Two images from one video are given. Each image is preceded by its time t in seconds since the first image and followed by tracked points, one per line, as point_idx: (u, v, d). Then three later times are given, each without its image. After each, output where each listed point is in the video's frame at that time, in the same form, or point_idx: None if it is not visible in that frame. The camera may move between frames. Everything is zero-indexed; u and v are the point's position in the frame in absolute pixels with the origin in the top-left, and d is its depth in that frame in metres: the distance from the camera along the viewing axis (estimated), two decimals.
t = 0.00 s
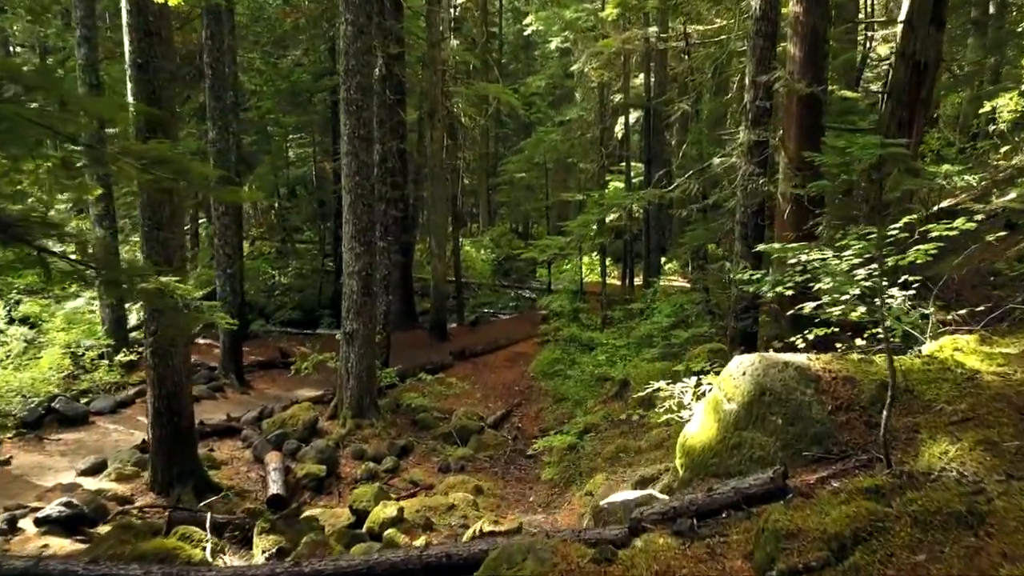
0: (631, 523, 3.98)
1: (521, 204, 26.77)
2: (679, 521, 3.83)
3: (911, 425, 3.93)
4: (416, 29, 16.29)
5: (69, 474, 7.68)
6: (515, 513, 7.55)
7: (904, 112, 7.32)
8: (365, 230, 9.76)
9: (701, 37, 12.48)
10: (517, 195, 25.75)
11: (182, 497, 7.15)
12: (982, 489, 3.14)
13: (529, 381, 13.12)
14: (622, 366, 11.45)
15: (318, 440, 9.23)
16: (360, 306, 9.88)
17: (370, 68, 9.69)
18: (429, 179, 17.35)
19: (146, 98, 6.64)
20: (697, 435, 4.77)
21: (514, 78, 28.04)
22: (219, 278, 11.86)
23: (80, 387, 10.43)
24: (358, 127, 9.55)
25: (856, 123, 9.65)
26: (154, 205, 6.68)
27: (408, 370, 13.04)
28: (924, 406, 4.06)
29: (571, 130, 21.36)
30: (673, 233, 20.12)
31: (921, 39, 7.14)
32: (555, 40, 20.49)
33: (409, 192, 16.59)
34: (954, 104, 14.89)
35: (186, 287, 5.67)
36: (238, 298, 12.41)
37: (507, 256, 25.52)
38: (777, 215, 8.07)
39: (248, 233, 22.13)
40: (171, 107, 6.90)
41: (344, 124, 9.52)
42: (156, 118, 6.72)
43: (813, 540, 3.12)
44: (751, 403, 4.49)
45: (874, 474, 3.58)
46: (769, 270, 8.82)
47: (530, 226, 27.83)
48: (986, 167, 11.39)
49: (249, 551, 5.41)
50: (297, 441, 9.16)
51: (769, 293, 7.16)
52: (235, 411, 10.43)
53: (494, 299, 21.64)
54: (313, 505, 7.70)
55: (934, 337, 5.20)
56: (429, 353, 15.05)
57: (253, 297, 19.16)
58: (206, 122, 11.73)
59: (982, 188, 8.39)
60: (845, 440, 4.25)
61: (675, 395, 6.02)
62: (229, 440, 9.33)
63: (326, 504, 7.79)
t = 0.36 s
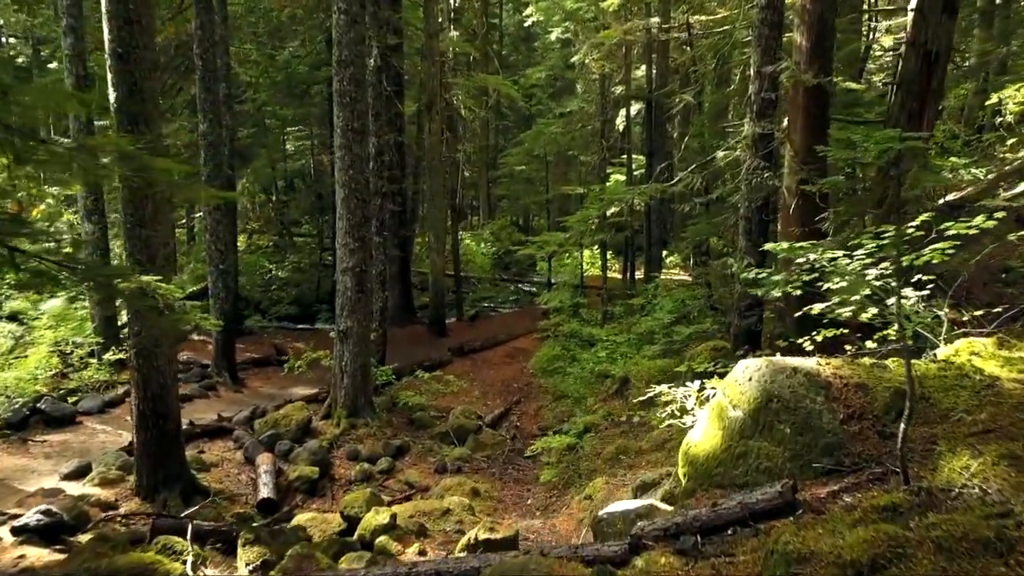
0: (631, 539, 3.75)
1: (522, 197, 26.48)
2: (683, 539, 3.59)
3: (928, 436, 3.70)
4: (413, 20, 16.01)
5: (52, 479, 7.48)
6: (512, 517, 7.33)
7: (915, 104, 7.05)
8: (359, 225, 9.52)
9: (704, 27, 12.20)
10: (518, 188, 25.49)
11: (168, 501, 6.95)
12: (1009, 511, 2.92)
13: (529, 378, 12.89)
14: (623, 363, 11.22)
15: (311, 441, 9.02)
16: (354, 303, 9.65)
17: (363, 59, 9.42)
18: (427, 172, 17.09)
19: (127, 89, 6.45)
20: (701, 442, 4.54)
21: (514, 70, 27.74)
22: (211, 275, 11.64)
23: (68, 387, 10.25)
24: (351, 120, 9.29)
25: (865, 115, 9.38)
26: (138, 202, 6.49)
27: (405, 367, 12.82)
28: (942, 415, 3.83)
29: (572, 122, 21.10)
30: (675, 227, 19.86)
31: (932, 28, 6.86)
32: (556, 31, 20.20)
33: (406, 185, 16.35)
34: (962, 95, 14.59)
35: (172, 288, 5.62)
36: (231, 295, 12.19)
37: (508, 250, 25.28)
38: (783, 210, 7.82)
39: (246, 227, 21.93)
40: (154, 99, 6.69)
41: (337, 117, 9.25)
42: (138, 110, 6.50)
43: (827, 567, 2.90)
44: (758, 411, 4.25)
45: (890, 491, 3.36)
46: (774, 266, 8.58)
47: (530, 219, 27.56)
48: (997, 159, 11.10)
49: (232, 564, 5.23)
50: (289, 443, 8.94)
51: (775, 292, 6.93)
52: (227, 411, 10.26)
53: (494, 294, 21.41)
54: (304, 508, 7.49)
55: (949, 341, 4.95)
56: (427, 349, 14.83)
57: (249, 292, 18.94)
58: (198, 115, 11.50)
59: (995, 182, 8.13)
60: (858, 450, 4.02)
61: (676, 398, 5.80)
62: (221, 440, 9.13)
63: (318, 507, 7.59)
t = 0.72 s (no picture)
0: (633, 561, 3.56)
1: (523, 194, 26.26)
2: (689, 562, 3.41)
3: (947, 452, 3.50)
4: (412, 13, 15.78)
5: (38, 485, 7.28)
6: (510, 524, 7.14)
7: (926, 100, 6.82)
8: (354, 224, 9.32)
9: (707, 22, 12.00)
10: (518, 185, 25.29)
11: (157, 509, 6.76)
12: None
13: (528, 378, 12.70)
14: (624, 363, 11.04)
15: (306, 444, 8.83)
16: (350, 303, 9.46)
17: (359, 54, 9.21)
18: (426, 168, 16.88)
19: (112, 84, 6.25)
20: (705, 455, 4.33)
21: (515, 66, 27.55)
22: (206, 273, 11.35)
23: (59, 388, 10.06)
24: (346, 115, 9.06)
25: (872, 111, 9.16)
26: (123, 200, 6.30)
27: (403, 367, 12.62)
28: (961, 429, 3.63)
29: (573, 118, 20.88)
30: (677, 224, 19.66)
31: (945, 21, 6.64)
32: (557, 26, 19.97)
33: (405, 182, 16.16)
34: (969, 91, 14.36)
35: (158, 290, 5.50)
36: (226, 294, 11.98)
37: (508, 247, 25.09)
38: (789, 209, 7.62)
39: (244, 224, 21.73)
40: (139, 94, 6.49)
41: (331, 112, 9.04)
42: (123, 105, 6.31)
43: None
44: (766, 423, 4.07)
45: (907, 515, 3.17)
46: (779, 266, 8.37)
47: (531, 216, 27.36)
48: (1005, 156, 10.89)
49: None
50: (283, 446, 8.75)
51: (781, 293, 6.73)
52: (221, 413, 10.06)
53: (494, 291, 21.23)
54: (297, 515, 7.30)
55: (966, 347, 4.74)
56: (426, 348, 14.64)
57: (247, 290, 18.77)
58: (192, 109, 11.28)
59: (1007, 180, 7.91)
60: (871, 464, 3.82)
61: (678, 405, 5.59)
62: (214, 443, 8.94)
63: (311, 513, 7.39)
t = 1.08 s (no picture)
0: None
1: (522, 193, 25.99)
2: None
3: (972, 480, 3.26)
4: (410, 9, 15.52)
5: (17, 497, 7.01)
6: (507, 539, 6.89)
7: (939, 98, 6.55)
8: (347, 226, 9.06)
9: (711, 18, 11.73)
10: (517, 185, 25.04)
11: (140, 524, 6.50)
12: None
13: (527, 383, 12.45)
14: (625, 368, 10.78)
15: (297, 453, 8.58)
16: (343, 307, 9.21)
17: (353, 51, 8.93)
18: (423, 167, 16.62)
19: (92, 82, 5.98)
20: (710, 475, 3.98)
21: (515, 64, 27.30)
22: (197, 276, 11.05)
23: (45, 394, 9.80)
24: (339, 115, 8.79)
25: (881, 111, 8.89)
26: (103, 203, 6.01)
27: (399, 372, 12.37)
28: (987, 455, 3.39)
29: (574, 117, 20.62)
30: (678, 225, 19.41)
31: (961, 17, 6.37)
32: (557, 24, 19.72)
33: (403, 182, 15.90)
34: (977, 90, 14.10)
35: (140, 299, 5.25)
36: (218, 296, 11.71)
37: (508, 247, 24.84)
38: (795, 212, 7.35)
39: (241, 224, 21.48)
40: (122, 91, 6.21)
41: (323, 111, 8.76)
42: (104, 104, 6.04)
43: None
44: (776, 444, 3.80)
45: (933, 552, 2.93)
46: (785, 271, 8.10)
47: (531, 216, 27.11)
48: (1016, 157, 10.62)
49: None
50: (274, 455, 8.48)
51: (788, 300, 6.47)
52: (211, 419, 9.79)
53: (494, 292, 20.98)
54: (286, 529, 7.05)
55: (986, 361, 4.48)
56: (422, 352, 14.40)
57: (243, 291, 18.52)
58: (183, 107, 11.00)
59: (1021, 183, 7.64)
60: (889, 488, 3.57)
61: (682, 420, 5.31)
62: (203, 452, 8.68)
63: (300, 527, 7.14)
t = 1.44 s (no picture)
0: None
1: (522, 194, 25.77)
2: None
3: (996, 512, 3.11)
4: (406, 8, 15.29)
5: None
6: (503, 554, 6.66)
7: (951, 99, 6.33)
8: (340, 229, 8.83)
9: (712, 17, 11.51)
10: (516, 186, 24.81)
11: (123, 539, 6.27)
12: None
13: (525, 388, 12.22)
14: (625, 374, 10.55)
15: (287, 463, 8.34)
16: (335, 313, 8.98)
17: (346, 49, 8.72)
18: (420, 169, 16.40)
19: (71, 81, 5.75)
20: (715, 497, 3.74)
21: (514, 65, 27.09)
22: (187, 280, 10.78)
23: (31, 401, 9.57)
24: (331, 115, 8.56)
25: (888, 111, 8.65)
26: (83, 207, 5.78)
27: (394, 377, 12.13)
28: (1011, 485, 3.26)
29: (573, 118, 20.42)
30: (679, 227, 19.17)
31: (973, 14, 6.15)
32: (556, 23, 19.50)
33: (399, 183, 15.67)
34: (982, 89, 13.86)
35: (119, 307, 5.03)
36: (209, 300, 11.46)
37: (508, 248, 24.62)
38: (801, 216, 7.11)
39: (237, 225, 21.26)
40: (102, 91, 5.99)
41: (315, 111, 8.54)
42: (83, 104, 5.81)
43: None
44: (786, 466, 3.57)
45: None
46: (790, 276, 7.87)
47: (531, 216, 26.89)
48: None
49: None
50: (263, 465, 8.24)
51: (794, 308, 6.24)
52: (200, 427, 9.54)
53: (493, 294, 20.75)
54: (274, 543, 6.82)
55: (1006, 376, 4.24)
56: (419, 356, 14.16)
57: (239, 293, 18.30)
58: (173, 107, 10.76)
59: None
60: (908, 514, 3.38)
61: (684, 435, 5.07)
62: (190, 462, 8.44)
63: (290, 541, 6.91)
